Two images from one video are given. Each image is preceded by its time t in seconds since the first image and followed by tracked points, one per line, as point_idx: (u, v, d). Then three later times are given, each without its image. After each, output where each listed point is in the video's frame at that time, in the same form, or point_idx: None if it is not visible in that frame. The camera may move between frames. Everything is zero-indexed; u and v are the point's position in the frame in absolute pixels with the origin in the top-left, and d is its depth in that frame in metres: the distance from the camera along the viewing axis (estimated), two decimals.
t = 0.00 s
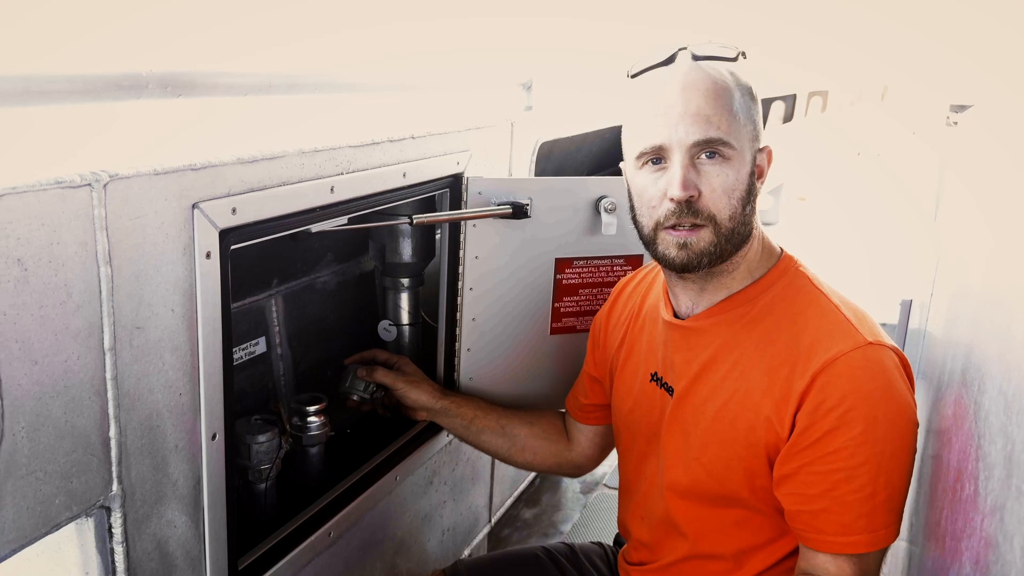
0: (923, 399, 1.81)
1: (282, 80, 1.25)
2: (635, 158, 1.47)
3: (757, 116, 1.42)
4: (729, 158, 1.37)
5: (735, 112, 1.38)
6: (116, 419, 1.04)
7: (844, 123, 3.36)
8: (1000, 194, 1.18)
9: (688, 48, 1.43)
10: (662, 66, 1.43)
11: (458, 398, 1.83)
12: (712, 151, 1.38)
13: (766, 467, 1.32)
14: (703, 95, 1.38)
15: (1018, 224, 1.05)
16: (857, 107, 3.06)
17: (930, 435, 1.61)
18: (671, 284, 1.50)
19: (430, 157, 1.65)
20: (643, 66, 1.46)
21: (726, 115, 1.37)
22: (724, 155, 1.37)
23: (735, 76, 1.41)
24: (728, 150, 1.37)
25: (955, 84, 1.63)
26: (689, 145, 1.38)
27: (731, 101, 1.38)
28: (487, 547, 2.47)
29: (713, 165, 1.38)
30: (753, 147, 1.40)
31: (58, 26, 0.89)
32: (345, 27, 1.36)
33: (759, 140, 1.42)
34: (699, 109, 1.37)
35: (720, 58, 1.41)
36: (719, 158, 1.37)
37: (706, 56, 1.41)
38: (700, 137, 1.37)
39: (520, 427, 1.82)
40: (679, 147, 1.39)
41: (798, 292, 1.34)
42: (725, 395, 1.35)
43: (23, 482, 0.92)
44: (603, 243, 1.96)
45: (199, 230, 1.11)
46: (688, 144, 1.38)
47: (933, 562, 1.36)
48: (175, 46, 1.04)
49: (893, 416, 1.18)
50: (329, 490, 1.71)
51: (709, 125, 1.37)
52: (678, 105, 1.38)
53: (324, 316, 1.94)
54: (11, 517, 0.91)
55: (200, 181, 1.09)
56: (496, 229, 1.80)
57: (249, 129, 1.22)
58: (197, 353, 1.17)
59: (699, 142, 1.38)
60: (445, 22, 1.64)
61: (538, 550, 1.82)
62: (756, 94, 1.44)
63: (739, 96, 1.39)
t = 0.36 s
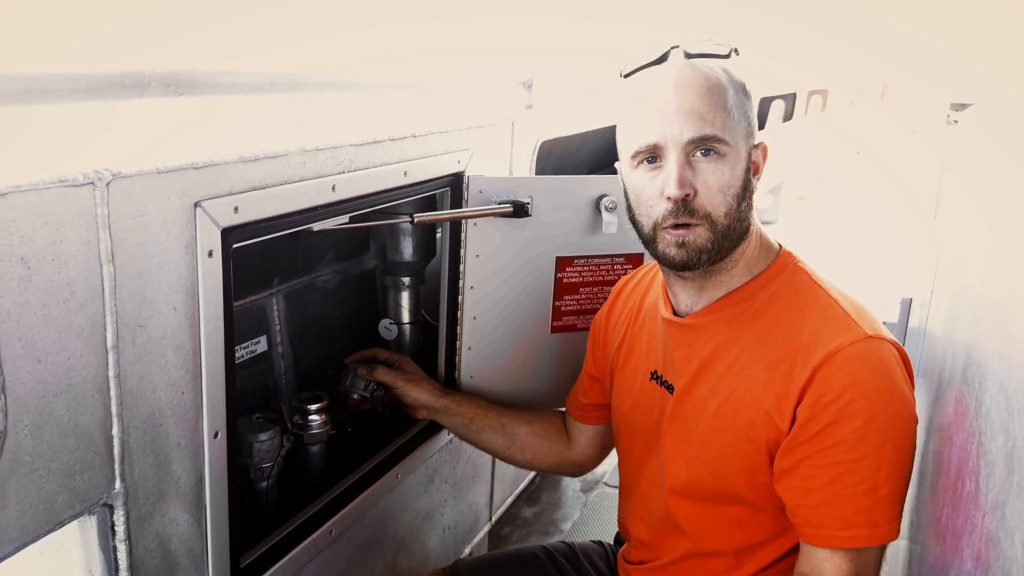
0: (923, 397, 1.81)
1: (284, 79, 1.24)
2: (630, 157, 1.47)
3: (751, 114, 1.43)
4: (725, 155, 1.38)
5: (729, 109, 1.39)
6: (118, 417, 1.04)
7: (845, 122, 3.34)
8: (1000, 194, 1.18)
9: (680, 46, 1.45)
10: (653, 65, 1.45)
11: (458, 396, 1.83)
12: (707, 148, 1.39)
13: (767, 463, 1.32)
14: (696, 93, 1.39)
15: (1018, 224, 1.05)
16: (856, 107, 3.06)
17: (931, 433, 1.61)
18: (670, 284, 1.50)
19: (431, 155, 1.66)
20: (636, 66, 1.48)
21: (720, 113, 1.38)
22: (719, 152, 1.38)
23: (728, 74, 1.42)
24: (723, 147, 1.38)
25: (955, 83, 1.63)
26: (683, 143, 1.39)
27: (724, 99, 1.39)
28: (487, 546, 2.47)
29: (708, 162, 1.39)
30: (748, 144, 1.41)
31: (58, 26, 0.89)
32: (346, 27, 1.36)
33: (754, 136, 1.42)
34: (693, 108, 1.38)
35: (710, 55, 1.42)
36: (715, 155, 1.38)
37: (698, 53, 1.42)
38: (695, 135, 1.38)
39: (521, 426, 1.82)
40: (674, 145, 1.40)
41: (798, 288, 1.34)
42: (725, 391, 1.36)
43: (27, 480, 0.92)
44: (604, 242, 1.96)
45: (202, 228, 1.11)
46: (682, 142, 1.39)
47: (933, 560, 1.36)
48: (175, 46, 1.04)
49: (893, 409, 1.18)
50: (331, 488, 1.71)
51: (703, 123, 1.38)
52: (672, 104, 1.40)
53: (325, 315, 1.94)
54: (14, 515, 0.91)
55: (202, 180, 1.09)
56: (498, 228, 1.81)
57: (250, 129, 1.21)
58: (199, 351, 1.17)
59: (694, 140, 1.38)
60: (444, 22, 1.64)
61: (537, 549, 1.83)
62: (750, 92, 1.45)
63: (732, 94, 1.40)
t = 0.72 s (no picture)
0: (923, 396, 1.82)
1: (286, 78, 1.24)
2: (623, 158, 1.48)
3: (744, 114, 1.43)
4: (717, 154, 1.38)
5: (721, 109, 1.39)
6: (121, 415, 1.04)
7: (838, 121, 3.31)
8: (1000, 194, 1.18)
9: (672, 47, 1.47)
10: (647, 64, 1.46)
11: (458, 396, 1.83)
12: (699, 148, 1.39)
13: (765, 468, 1.32)
14: (689, 93, 1.39)
15: (1017, 224, 1.05)
16: (856, 106, 3.06)
17: (930, 431, 1.61)
18: (664, 285, 1.50)
19: (432, 154, 1.66)
20: (629, 67, 1.51)
21: (713, 112, 1.38)
22: (711, 152, 1.38)
23: (721, 74, 1.43)
24: (714, 146, 1.38)
25: (955, 83, 1.63)
26: (675, 143, 1.39)
27: (717, 98, 1.39)
28: (488, 544, 2.47)
29: (700, 161, 1.39)
30: (741, 143, 1.41)
31: (59, 26, 0.88)
32: (345, 27, 1.36)
33: (747, 136, 1.42)
34: (685, 107, 1.39)
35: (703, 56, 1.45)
36: (707, 155, 1.38)
37: (689, 54, 1.44)
38: (687, 135, 1.38)
39: (521, 425, 1.82)
40: (666, 145, 1.40)
41: (793, 290, 1.34)
42: (722, 398, 1.35)
43: (29, 478, 0.93)
44: (604, 242, 1.96)
45: (204, 226, 1.11)
46: (674, 141, 1.39)
47: (932, 558, 1.37)
48: (175, 46, 1.04)
49: (890, 412, 1.19)
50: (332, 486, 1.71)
51: (694, 122, 1.38)
52: (665, 103, 1.40)
53: (326, 313, 1.95)
54: (18, 513, 0.92)
55: (204, 179, 1.10)
56: (498, 227, 1.81)
57: (250, 129, 1.21)
58: (201, 349, 1.17)
59: (686, 140, 1.39)
60: (444, 22, 1.64)
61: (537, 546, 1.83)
62: (743, 92, 1.45)
63: (725, 93, 1.41)
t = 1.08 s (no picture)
0: (924, 395, 1.82)
1: (289, 77, 1.23)
2: (629, 154, 1.48)
3: (752, 111, 1.43)
4: (724, 150, 1.38)
5: (728, 106, 1.40)
6: (125, 413, 1.04)
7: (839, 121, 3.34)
8: (1001, 194, 1.19)
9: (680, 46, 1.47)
10: (656, 63, 1.46)
11: (461, 393, 1.84)
12: (706, 144, 1.39)
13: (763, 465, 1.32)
14: (696, 89, 1.39)
15: (1018, 223, 1.05)
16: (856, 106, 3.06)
17: (932, 429, 1.62)
18: (670, 284, 1.50)
19: (434, 152, 1.66)
20: (636, 65, 1.50)
21: (720, 108, 1.38)
22: (718, 148, 1.38)
23: (728, 71, 1.43)
24: (721, 142, 1.38)
25: (957, 82, 1.63)
26: (682, 138, 1.39)
27: (724, 95, 1.39)
28: (489, 542, 2.48)
29: (707, 157, 1.39)
30: (748, 140, 1.41)
31: (59, 26, 0.88)
32: (345, 27, 1.35)
33: (754, 133, 1.43)
34: (692, 103, 1.39)
35: (708, 53, 1.45)
36: (714, 150, 1.39)
37: (698, 52, 1.44)
38: (694, 130, 1.38)
39: (524, 424, 1.82)
40: (673, 141, 1.40)
41: (796, 288, 1.34)
42: (722, 394, 1.36)
43: (34, 475, 0.93)
44: (607, 241, 1.96)
45: (208, 224, 1.11)
46: (681, 137, 1.39)
47: (934, 556, 1.37)
48: (175, 46, 1.03)
49: (886, 408, 1.18)
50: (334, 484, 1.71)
51: (701, 119, 1.38)
52: (672, 100, 1.40)
53: (328, 312, 1.95)
54: (23, 510, 0.92)
55: (208, 176, 1.10)
56: (501, 225, 1.81)
57: (251, 129, 1.21)
58: (205, 347, 1.17)
59: (693, 136, 1.39)
60: (444, 21, 1.63)
61: (539, 545, 1.83)
62: (749, 89, 1.45)
63: (732, 90, 1.41)
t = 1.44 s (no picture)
0: (924, 395, 1.83)
1: (289, 76, 1.24)
2: (618, 156, 1.49)
3: (742, 105, 1.41)
4: (705, 150, 1.38)
5: (711, 104, 1.38)
6: (127, 410, 1.04)
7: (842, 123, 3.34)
8: (1001, 194, 1.19)
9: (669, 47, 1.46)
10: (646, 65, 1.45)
11: (462, 392, 1.84)
12: (687, 144, 1.39)
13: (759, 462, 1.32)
14: (677, 90, 1.39)
15: (1018, 223, 1.06)
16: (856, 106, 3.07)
17: (931, 429, 1.62)
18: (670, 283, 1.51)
19: (435, 152, 1.66)
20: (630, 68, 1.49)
21: (700, 108, 1.38)
22: (699, 148, 1.38)
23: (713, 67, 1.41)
24: (701, 142, 1.38)
25: (957, 82, 1.63)
26: (663, 140, 1.40)
27: (706, 93, 1.38)
28: (490, 541, 2.48)
29: (689, 158, 1.39)
30: (734, 137, 1.39)
31: (60, 26, 0.88)
32: (346, 27, 1.35)
33: (745, 129, 1.40)
34: (672, 104, 1.38)
35: (697, 52, 1.43)
36: (694, 150, 1.38)
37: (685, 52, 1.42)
38: (673, 132, 1.38)
39: (524, 423, 1.82)
40: (654, 142, 1.41)
41: (793, 286, 1.34)
42: (718, 391, 1.36)
43: (36, 473, 0.93)
44: (607, 240, 1.96)
45: (209, 223, 1.11)
46: (662, 139, 1.40)
47: (933, 555, 1.37)
48: (175, 46, 1.03)
49: (880, 406, 1.18)
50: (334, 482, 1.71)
51: (681, 119, 1.38)
52: (654, 102, 1.40)
53: (329, 310, 1.95)
54: (25, 508, 0.92)
55: (210, 175, 1.10)
56: (501, 224, 1.81)
57: (251, 128, 1.21)
58: (206, 346, 1.18)
59: (672, 137, 1.39)
60: (445, 21, 1.63)
61: (539, 544, 1.83)
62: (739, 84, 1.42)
63: (716, 88, 1.39)
